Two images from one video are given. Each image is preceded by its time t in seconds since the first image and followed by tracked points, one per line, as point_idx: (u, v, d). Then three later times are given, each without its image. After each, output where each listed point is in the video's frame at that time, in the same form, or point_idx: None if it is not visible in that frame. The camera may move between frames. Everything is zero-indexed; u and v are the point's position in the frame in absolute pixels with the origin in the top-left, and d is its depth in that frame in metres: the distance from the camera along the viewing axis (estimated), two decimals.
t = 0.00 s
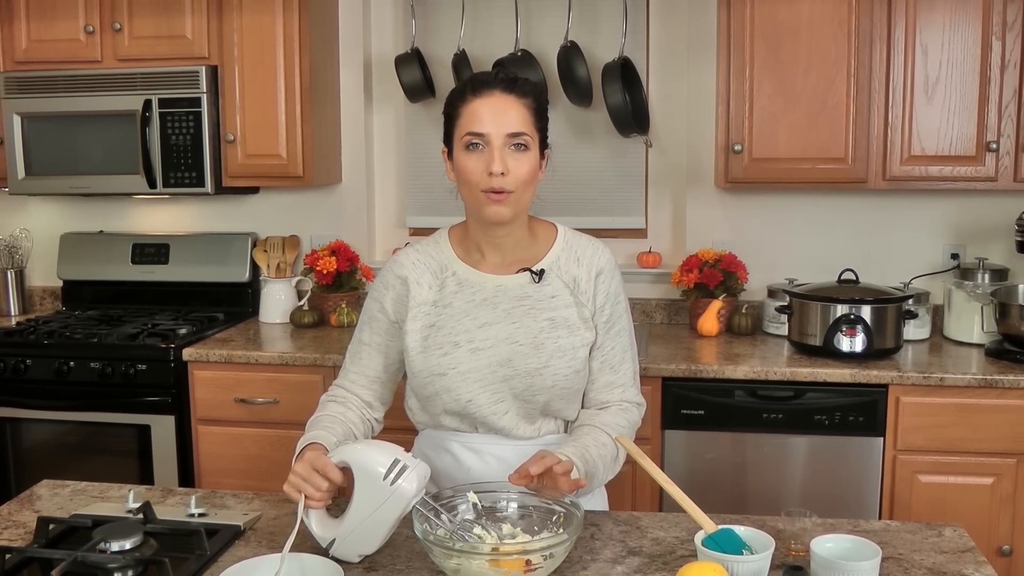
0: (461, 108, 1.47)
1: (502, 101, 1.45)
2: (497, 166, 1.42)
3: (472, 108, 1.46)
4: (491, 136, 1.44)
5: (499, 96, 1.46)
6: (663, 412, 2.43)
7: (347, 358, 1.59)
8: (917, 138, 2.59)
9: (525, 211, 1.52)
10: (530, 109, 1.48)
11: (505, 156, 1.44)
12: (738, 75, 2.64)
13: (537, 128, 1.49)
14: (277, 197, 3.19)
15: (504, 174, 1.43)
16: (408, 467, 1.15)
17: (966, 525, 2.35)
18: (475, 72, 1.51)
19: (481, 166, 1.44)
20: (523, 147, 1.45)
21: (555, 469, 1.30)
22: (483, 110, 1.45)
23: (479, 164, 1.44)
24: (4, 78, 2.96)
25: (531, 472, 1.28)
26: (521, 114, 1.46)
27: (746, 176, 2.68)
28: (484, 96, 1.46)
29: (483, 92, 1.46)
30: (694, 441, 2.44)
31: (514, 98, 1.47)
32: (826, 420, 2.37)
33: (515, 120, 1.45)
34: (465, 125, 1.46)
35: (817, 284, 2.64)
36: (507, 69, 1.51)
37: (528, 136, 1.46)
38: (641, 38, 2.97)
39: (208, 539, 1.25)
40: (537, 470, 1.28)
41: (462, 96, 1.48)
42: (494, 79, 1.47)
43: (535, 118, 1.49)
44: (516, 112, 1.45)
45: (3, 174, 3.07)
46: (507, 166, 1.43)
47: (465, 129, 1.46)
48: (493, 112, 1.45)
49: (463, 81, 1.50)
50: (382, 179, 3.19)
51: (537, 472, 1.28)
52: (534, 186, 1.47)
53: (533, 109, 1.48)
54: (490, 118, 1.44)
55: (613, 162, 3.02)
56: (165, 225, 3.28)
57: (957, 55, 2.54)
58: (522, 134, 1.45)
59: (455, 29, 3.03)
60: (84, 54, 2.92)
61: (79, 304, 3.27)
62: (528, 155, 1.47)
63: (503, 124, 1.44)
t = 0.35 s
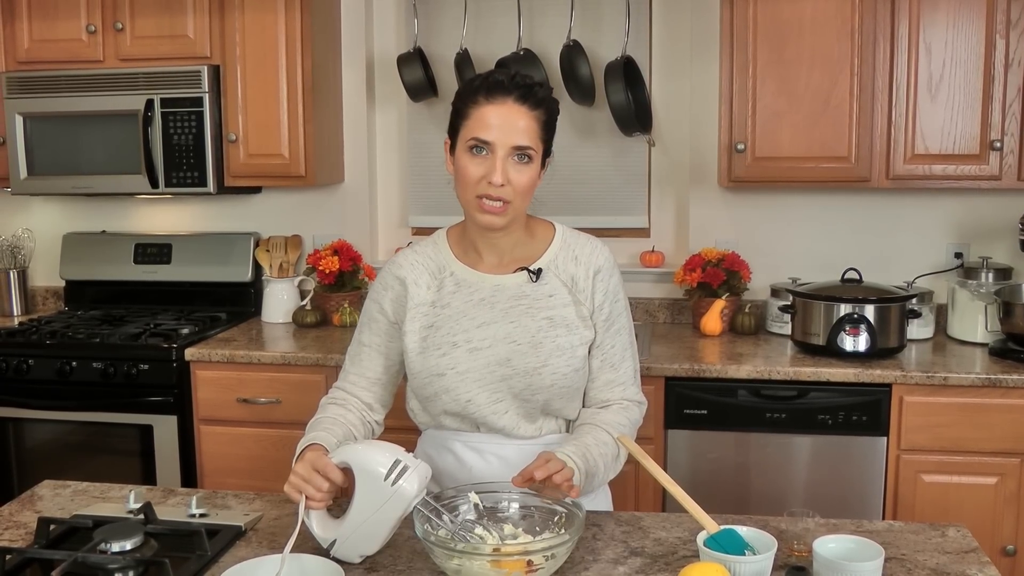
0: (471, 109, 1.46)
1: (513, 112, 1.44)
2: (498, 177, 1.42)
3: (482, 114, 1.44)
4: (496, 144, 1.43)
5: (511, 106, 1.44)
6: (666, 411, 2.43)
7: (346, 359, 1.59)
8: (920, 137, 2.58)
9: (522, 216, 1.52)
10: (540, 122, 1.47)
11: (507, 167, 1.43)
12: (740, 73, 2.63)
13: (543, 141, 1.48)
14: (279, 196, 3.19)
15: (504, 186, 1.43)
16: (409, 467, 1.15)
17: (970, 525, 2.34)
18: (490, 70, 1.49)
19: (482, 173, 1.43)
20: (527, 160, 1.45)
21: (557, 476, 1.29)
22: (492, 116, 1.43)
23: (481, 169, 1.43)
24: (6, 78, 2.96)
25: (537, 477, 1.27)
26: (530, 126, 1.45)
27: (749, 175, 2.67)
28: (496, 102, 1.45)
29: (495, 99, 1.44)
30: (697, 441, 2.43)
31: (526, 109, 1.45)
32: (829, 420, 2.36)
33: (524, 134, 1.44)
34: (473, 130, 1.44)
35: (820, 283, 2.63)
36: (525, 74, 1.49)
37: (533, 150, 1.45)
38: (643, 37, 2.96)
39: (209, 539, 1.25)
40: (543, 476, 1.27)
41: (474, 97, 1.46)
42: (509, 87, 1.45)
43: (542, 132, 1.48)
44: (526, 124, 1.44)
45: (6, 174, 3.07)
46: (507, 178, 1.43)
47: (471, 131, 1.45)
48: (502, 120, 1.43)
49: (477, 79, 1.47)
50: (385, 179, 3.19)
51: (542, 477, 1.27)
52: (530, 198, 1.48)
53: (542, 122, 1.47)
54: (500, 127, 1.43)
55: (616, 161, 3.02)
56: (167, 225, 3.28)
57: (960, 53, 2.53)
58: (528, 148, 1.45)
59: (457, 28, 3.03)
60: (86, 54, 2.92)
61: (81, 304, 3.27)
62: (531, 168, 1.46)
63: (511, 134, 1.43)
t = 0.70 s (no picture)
0: (468, 121, 1.43)
1: (510, 121, 1.41)
2: (499, 191, 1.41)
3: (478, 125, 1.41)
4: (495, 158, 1.40)
5: (508, 115, 1.41)
6: (668, 411, 2.43)
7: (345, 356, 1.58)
8: (923, 135, 2.57)
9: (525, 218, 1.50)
10: (539, 127, 1.44)
11: (508, 179, 1.42)
12: (743, 72, 2.62)
13: (543, 142, 1.45)
14: (281, 196, 3.19)
15: (507, 199, 1.41)
16: (411, 468, 1.15)
17: (973, 525, 2.34)
18: (486, 74, 1.45)
19: (484, 186, 1.42)
20: (527, 168, 1.43)
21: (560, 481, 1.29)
22: (489, 129, 1.40)
23: (483, 185, 1.42)
24: (8, 78, 2.96)
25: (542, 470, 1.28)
26: (529, 134, 1.42)
27: (751, 175, 2.67)
28: (492, 113, 1.41)
29: (492, 109, 1.41)
30: (699, 440, 2.43)
31: (523, 117, 1.42)
32: (831, 420, 2.36)
33: (523, 143, 1.41)
34: (472, 142, 1.42)
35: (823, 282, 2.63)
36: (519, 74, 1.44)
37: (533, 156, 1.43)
38: (646, 36, 2.95)
39: (209, 540, 1.25)
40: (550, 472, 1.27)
41: (470, 107, 1.43)
42: (506, 95, 1.42)
43: (542, 136, 1.45)
44: (523, 132, 1.41)
45: (7, 173, 3.07)
46: (509, 191, 1.41)
47: (469, 146, 1.42)
48: (500, 132, 1.40)
49: (473, 85, 1.44)
50: (387, 178, 3.18)
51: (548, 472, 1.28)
52: (535, 202, 1.46)
53: (541, 126, 1.44)
54: (497, 139, 1.40)
55: (618, 160, 3.02)
56: (169, 225, 3.28)
57: (963, 51, 2.53)
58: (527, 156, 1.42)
59: (459, 27, 3.03)
60: (88, 54, 2.92)
61: (83, 303, 3.27)
62: (531, 175, 1.44)
63: (510, 146, 1.40)
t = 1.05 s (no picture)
0: (476, 128, 1.38)
1: (519, 129, 1.37)
2: (508, 199, 1.37)
3: (488, 132, 1.37)
4: (505, 166, 1.37)
5: (517, 122, 1.37)
6: (669, 410, 2.42)
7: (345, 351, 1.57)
8: (924, 133, 2.57)
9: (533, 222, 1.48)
10: (548, 135, 1.40)
11: (517, 187, 1.38)
12: (744, 71, 2.62)
13: (552, 149, 1.42)
14: (282, 197, 3.19)
15: (515, 208, 1.38)
16: (424, 464, 1.15)
17: (974, 523, 2.34)
18: (494, 78, 1.40)
19: (492, 193, 1.38)
20: (536, 175, 1.39)
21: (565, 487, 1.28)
22: (498, 137, 1.37)
23: (492, 193, 1.38)
24: (9, 80, 2.96)
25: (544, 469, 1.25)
26: (538, 141, 1.38)
27: (752, 174, 2.66)
28: (501, 120, 1.37)
29: (501, 115, 1.37)
30: (700, 440, 2.43)
31: (533, 124, 1.38)
32: (833, 418, 2.36)
33: (532, 151, 1.37)
34: (480, 148, 1.38)
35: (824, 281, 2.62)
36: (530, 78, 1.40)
37: (542, 164, 1.39)
38: (646, 36, 2.95)
39: (210, 541, 1.25)
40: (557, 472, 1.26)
41: (478, 113, 1.38)
42: (515, 102, 1.38)
43: (551, 143, 1.41)
44: (533, 139, 1.38)
45: (8, 175, 3.07)
46: (518, 200, 1.38)
47: (478, 153, 1.38)
48: (508, 139, 1.37)
49: (481, 89, 1.39)
50: (388, 179, 3.18)
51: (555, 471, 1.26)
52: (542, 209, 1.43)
53: (550, 134, 1.41)
54: (506, 147, 1.37)
55: (619, 160, 3.01)
56: (170, 226, 3.28)
57: (964, 49, 2.52)
58: (537, 163, 1.38)
59: (460, 27, 3.02)
60: (88, 55, 2.92)
61: (85, 304, 3.27)
62: (539, 183, 1.41)
63: (519, 154, 1.37)
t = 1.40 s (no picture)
0: (479, 129, 1.38)
1: (522, 130, 1.37)
2: (511, 201, 1.37)
3: (490, 134, 1.37)
4: (508, 168, 1.37)
5: (520, 124, 1.37)
6: (670, 410, 2.43)
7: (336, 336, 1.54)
8: (924, 132, 2.57)
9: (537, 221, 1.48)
10: (551, 135, 1.40)
11: (520, 188, 1.38)
12: (743, 70, 2.62)
13: (554, 150, 1.42)
14: (283, 198, 3.19)
15: (518, 209, 1.38)
16: (467, 454, 1.15)
17: (976, 522, 2.34)
18: (495, 79, 1.40)
19: (496, 194, 1.38)
20: (539, 175, 1.39)
21: (555, 339, 1.23)
22: (501, 139, 1.36)
23: (495, 195, 1.38)
24: (10, 81, 2.97)
25: (535, 377, 1.24)
26: (541, 143, 1.38)
27: (752, 173, 2.66)
28: (504, 122, 1.37)
29: (504, 117, 1.37)
30: (701, 439, 2.43)
31: (535, 125, 1.38)
32: (834, 417, 2.36)
33: (535, 153, 1.37)
34: (483, 150, 1.38)
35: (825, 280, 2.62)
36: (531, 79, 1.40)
37: (545, 165, 1.39)
38: (646, 35, 2.95)
39: (211, 541, 1.25)
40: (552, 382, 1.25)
41: (480, 115, 1.38)
42: (517, 102, 1.37)
43: (553, 144, 1.41)
44: (535, 140, 1.37)
45: (9, 176, 3.08)
46: (521, 202, 1.38)
47: (480, 154, 1.38)
48: (511, 141, 1.36)
49: (482, 90, 1.39)
50: (389, 180, 3.18)
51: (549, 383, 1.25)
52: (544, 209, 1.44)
53: (553, 134, 1.40)
54: (509, 148, 1.36)
55: (619, 160, 3.01)
56: (171, 227, 3.29)
57: (963, 47, 2.52)
58: (540, 163, 1.38)
59: (460, 27, 3.03)
60: (89, 56, 2.92)
61: (86, 306, 3.28)
62: (542, 183, 1.41)
63: (522, 156, 1.37)
